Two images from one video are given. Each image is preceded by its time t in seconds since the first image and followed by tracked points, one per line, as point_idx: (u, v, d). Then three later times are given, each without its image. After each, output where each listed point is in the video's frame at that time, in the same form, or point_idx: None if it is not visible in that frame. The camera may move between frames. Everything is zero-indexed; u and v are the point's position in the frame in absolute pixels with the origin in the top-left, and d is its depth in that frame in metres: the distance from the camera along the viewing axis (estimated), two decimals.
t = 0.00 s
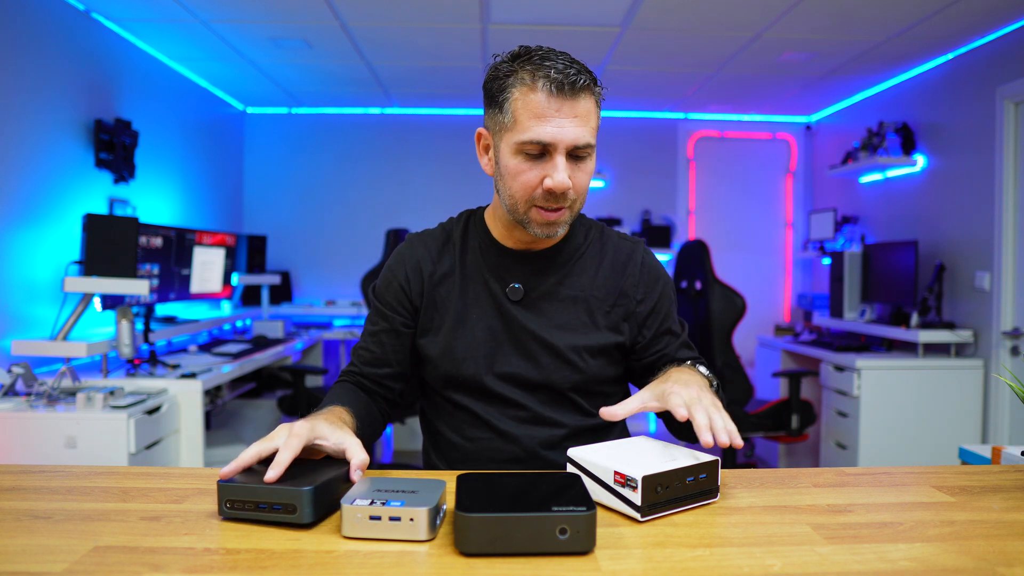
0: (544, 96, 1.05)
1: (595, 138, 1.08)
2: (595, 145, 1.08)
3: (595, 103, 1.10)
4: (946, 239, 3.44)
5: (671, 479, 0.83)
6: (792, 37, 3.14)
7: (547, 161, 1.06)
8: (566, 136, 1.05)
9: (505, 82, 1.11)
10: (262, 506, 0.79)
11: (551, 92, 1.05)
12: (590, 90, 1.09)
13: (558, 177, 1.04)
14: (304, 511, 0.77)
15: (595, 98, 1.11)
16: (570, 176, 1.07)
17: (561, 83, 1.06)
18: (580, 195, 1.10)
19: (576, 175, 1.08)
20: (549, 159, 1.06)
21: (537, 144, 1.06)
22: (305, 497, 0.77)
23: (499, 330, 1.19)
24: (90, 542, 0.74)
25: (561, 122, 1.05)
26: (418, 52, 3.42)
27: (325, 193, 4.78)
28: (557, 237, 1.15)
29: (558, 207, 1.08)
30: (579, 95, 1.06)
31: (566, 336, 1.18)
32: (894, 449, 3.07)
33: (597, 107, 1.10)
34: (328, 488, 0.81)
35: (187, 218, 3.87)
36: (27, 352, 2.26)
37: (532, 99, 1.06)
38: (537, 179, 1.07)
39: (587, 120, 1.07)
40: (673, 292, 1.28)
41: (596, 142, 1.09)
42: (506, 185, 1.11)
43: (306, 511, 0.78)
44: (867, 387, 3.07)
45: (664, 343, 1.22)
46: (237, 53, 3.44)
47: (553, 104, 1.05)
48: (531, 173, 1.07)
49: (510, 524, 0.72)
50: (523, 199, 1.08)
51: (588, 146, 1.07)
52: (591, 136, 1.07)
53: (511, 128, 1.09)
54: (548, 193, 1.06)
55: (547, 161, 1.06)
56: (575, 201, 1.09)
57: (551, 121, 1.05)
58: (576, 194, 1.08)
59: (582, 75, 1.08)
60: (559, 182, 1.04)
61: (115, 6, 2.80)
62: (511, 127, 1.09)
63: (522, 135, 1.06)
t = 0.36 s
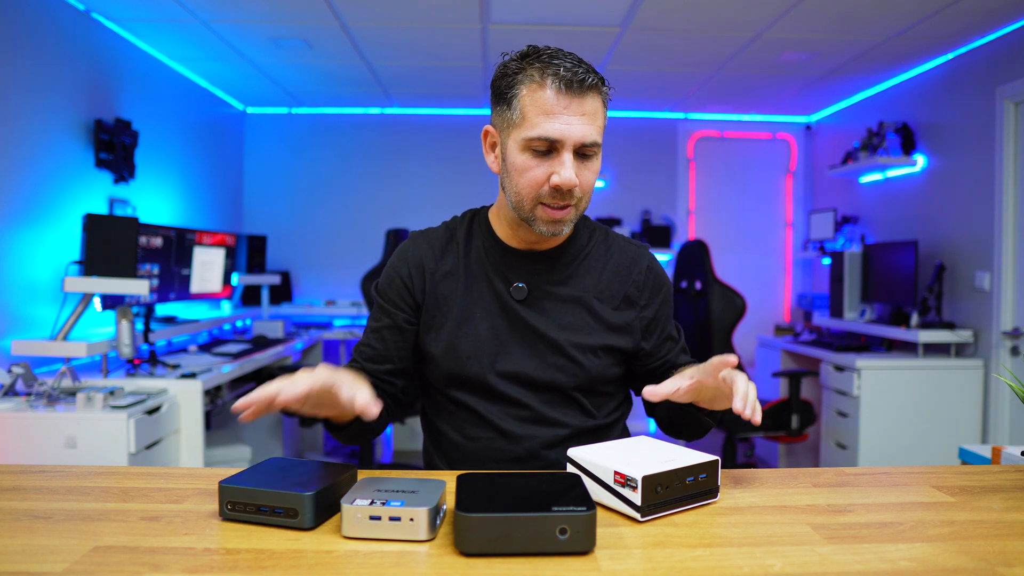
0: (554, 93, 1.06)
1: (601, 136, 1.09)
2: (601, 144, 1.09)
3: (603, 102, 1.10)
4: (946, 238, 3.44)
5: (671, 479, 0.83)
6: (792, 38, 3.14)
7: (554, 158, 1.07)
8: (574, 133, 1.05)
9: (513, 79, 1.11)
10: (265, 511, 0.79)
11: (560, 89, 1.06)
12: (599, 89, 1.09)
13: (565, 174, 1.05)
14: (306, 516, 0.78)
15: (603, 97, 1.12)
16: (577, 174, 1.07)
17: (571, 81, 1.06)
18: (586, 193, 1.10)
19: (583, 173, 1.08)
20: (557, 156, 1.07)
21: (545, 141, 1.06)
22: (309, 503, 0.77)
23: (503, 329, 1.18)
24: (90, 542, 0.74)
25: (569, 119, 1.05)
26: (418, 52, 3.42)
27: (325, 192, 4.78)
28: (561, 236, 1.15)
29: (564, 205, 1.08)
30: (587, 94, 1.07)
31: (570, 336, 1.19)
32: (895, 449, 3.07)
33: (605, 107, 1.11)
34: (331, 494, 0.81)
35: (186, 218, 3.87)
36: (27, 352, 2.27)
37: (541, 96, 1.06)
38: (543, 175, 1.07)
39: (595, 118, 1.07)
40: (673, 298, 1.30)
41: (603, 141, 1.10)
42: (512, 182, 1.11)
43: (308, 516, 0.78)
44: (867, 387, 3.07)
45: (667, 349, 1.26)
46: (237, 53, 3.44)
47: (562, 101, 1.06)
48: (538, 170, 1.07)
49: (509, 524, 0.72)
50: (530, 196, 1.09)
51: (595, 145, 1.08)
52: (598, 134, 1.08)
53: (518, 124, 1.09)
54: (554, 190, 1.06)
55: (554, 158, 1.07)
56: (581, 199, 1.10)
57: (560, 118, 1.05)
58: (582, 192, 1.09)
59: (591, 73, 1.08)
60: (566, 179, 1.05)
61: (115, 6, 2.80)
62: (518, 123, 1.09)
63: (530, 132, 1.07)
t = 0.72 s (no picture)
0: (567, 94, 1.06)
1: (611, 138, 1.09)
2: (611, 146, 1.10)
3: (613, 105, 1.11)
4: (946, 239, 3.44)
5: (671, 479, 0.83)
6: (793, 37, 3.14)
7: (566, 157, 1.07)
8: (586, 134, 1.06)
9: (526, 80, 1.11)
10: (265, 511, 0.79)
11: (573, 91, 1.06)
12: (610, 93, 1.10)
13: (576, 173, 1.05)
14: (306, 515, 0.78)
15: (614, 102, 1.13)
16: (587, 173, 1.07)
17: (585, 83, 1.07)
18: (595, 193, 1.10)
19: (592, 173, 1.08)
20: (568, 156, 1.07)
21: (558, 140, 1.06)
22: (309, 502, 0.77)
23: (514, 324, 1.17)
24: (90, 542, 0.74)
25: (582, 120, 1.06)
26: (418, 52, 3.42)
27: (325, 192, 4.78)
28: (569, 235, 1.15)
29: (574, 204, 1.08)
30: (600, 96, 1.08)
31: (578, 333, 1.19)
32: (895, 449, 3.07)
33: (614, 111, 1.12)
34: (331, 493, 0.81)
35: (187, 218, 3.87)
36: (27, 352, 2.26)
37: (554, 96, 1.07)
38: (554, 174, 1.07)
39: (606, 120, 1.08)
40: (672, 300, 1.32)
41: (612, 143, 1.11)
42: (522, 180, 1.11)
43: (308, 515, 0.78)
44: (867, 387, 3.07)
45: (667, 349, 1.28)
46: (237, 53, 3.44)
47: (576, 102, 1.06)
48: (549, 168, 1.07)
49: (510, 524, 0.72)
50: (540, 193, 1.08)
51: (605, 146, 1.08)
52: (608, 136, 1.08)
53: (531, 123, 1.08)
54: (566, 188, 1.06)
55: (566, 157, 1.07)
56: (590, 199, 1.10)
57: (573, 118, 1.06)
58: (592, 192, 1.09)
59: (603, 77, 1.10)
60: (577, 178, 1.05)
61: (115, 6, 2.80)
62: (531, 123, 1.09)
63: (542, 131, 1.07)
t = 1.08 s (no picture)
0: (577, 95, 1.06)
1: (618, 139, 1.10)
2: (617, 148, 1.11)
3: (621, 107, 1.12)
4: (946, 239, 3.44)
5: (671, 479, 0.83)
6: (793, 38, 3.14)
7: (574, 158, 1.08)
8: (594, 135, 1.06)
9: (535, 80, 1.11)
10: (266, 511, 0.79)
11: (582, 92, 1.06)
12: (618, 95, 1.11)
13: (584, 173, 1.06)
14: (306, 516, 0.78)
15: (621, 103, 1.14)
16: (594, 174, 1.08)
17: (594, 85, 1.07)
18: (600, 194, 1.11)
19: (599, 173, 1.09)
20: (576, 156, 1.07)
21: (567, 141, 1.07)
22: (310, 503, 0.77)
23: (521, 324, 1.16)
24: (90, 542, 0.74)
25: (590, 121, 1.06)
26: (418, 52, 3.42)
27: (325, 192, 4.78)
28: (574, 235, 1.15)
29: (580, 204, 1.09)
30: (609, 98, 1.08)
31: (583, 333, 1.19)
32: (894, 449, 3.07)
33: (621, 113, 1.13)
34: (331, 493, 0.81)
35: (187, 218, 3.87)
36: (27, 352, 2.26)
37: (563, 96, 1.07)
38: (562, 174, 1.08)
39: (614, 122, 1.09)
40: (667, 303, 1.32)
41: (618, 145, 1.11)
42: (531, 179, 1.11)
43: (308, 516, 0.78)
44: (867, 386, 3.07)
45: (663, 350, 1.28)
46: (237, 53, 3.44)
47: (584, 103, 1.06)
48: (557, 168, 1.08)
49: (510, 523, 0.72)
50: (547, 193, 1.09)
51: (612, 147, 1.09)
52: (615, 138, 1.09)
53: (540, 123, 1.09)
54: (574, 189, 1.07)
55: (574, 158, 1.08)
56: (596, 199, 1.11)
57: (582, 119, 1.06)
58: (598, 193, 1.10)
59: (612, 79, 1.10)
60: (585, 178, 1.06)
61: (115, 6, 2.80)
62: (540, 123, 1.09)
63: (551, 131, 1.07)
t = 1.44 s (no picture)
0: (584, 91, 1.06)
1: (624, 137, 1.10)
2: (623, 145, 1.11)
3: (628, 105, 1.12)
4: (946, 239, 3.44)
5: (671, 479, 0.83)
6: (793, 38, 3.14)
7: (580, 152, 1.07)
8: (599, 130, 1.06)
9: (543, 77, 1.11)
10: (266, 511, 0.79)
11: (590, 89, 1.06)
12: (626, 94, 1.11)
13: (589, 167, 1.06)
14: (306, 516, 0.78)
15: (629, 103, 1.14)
16: (599, 168, 1.08)
17: (602, 82, 1.07)
18: (605, 189, 1.11)
19: (604, 168, 1.09)
20: (582, 150, 1.07)
21: (573, 135, 1.07)
22: (310, 504, 0.77)
23: (530, 320, 1.16)
24: (90, 542, 0.74)
25: (596, 116, 1.06)
26: (419, 52, 3.42)
27: (325, 192, 4.78)
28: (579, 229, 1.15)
29: (585, 198, 1.09)
30: (616, 95, 1.08)
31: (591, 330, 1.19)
32: (894, 449, 3.07)
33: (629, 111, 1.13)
34: (331, 492, 0.81)
35: (187, 218, 3.87)
36: (27, 352, 2.26)
37: (571, 92, 1.07)
38: (567, 167, 1.07)
39: (621, 120, 1.09)
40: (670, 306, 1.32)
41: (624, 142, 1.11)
42: (538, 172, 1.11)
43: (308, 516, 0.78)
44: (867, 386, 3.07)
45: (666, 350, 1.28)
46: (237, 53, 3.44)
47: (590, 99, 1.06)
48: (563, 161, 1.08)
49: (510, 524, 0.72)
50: (553, 186, 1.09)
51: (618, 144, 1.09)
52: (621, 134, 1.09)
53: (547, 119, 1.09)
54: (578, 182, 1.07)
55: (579, 152, 1.08)
56: (600, 194, 1.10)
57: (588, 115, 1.06)
58: (602, 188, 1.10)
59: (620, 78, 1.10)
60: (589, 171, 1.05)
61: (116, 6, 2.80)
62: (548, 118, 1.09)
63: (558, 125, 1.07)
